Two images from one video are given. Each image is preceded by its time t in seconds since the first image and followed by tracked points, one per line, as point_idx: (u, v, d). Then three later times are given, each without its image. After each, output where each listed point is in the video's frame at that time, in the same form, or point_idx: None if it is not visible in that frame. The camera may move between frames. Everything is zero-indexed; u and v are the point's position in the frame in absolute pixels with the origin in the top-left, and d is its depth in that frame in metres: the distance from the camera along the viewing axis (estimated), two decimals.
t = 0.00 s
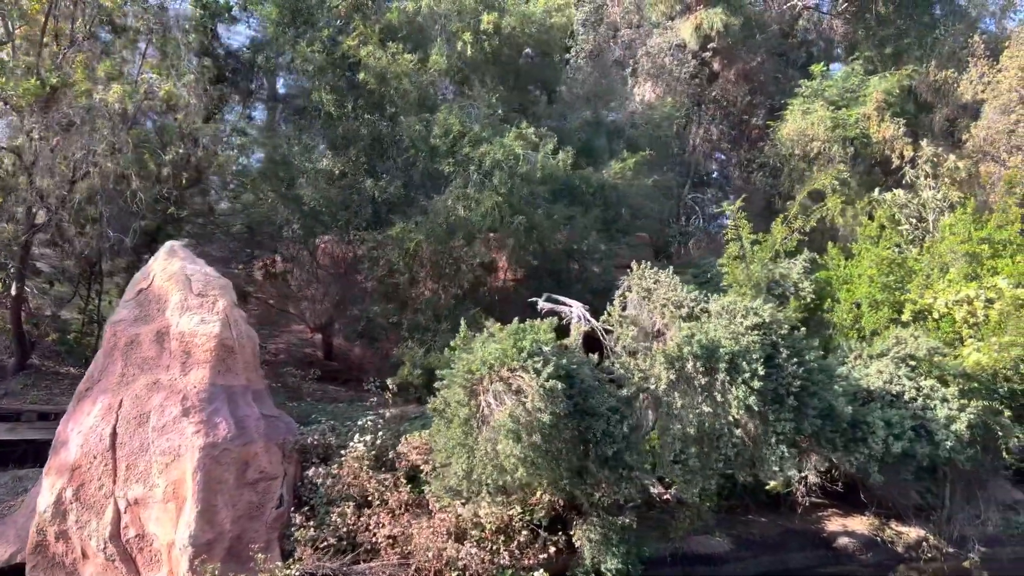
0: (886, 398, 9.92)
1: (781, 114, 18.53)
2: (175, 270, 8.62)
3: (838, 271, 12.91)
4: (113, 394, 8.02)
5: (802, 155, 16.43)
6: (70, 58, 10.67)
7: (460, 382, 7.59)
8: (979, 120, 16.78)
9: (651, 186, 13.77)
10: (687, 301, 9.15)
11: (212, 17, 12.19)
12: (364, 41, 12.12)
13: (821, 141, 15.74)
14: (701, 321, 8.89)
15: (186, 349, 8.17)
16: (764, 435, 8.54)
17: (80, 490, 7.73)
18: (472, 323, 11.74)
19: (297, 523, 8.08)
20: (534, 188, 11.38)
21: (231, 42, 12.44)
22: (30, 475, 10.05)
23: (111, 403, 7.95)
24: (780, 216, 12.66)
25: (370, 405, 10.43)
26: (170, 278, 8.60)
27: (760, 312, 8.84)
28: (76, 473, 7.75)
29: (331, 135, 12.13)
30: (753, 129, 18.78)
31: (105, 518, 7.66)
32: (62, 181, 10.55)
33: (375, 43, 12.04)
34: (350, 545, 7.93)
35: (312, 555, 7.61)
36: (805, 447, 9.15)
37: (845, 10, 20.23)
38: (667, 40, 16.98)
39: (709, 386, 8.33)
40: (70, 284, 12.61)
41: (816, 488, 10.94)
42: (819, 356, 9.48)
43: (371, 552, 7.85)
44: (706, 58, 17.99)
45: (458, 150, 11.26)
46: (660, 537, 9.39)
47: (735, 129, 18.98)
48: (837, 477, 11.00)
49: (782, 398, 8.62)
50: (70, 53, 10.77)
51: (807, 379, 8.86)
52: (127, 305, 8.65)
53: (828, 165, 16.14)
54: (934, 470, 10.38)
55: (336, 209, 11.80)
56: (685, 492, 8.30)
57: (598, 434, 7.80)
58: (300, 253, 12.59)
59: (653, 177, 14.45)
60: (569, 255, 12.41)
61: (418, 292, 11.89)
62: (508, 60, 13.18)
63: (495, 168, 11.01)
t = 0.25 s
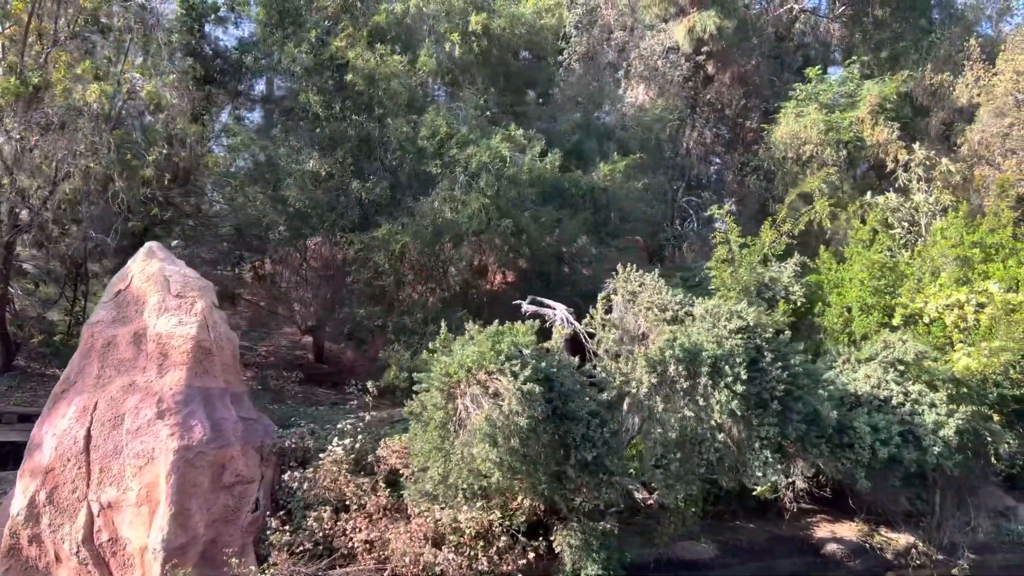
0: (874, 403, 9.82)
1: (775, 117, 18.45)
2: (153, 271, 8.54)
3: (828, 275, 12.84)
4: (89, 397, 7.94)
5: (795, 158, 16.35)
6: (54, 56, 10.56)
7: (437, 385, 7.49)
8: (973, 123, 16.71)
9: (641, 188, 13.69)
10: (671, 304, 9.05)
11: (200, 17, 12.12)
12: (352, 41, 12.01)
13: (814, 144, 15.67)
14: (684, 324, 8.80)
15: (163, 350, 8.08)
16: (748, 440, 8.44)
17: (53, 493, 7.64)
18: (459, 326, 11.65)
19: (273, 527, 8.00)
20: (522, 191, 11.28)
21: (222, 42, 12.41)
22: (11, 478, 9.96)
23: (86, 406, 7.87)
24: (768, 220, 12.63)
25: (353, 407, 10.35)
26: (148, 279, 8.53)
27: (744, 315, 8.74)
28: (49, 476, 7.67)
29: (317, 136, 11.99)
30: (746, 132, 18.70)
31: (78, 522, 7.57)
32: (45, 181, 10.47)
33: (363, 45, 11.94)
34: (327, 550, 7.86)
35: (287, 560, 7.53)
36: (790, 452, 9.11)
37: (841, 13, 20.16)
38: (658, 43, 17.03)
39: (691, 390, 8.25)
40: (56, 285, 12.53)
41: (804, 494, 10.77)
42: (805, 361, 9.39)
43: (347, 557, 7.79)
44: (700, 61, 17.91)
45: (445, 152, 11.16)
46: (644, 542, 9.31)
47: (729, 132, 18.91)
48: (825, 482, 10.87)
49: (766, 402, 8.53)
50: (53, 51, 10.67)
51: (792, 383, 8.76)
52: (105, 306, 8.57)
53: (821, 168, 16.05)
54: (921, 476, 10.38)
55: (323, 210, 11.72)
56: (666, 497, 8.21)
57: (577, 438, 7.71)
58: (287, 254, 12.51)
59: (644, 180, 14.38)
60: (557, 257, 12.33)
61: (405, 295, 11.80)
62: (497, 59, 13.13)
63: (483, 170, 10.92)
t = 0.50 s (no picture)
0: (860, 409, 9.72)
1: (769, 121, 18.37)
2: (131, 272, 8.47)
3: (818, 280, 12.79)
4: (63, 399, 7.86)
5: (789, 162, 16.27)
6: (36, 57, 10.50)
7: (414, 389, 7.38)
8: (967, 128, 16.64)
9: (631, 191, 13.61)
10: (655, 307, 9.01)
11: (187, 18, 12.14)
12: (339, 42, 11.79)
13: (806, 148, 15.60)
14: (668, 328, 8.74)
15: (139, 352, 8.00)
16: (730, 445, 8.35)
17: (25, 496, 7.56)
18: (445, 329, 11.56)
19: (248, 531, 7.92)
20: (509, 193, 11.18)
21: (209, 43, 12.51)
22: None
23: (60, 408, 7.79)
24: (756, 224, 12.66)
25: (335, 410, 10.23)
26: (126, 280, 8.46)
27: (728, 319, 8.65)
28: (21, 479, 7.58)
29: (302, 138, 11.74)
30: (740, 135, 18.62)
31: (51, 525, 7.49)
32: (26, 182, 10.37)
33: (350, 46, 11.86)
34: (302, 555, 7.76)
35: (260, 565, 7.45)
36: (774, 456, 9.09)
37: (837, 17, 20.06)
38: (649, 47, 17.01)
39: (673, 394, 8.20)
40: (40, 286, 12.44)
41: (790, 501, 10.63)
42: (790, 366, 9.31)
43: (323, 562, 7.71)
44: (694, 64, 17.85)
45: (432, 154, 11.07)
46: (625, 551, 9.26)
47: (723, 136, 18.82)
48: (811, 488, 10.71)
49: (748, 407, 8.46)
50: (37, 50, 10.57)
51: (776, 389, 8.69)
52: (83, 308, 8.50)
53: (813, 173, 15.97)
54: (908, 483, 10.33)
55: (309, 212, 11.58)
56: (647, 502, 8.10)
57: (556, 443, 7.59)
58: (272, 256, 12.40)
59: (634, 183, 14.30)
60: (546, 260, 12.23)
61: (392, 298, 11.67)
62: (485, 59, 12.99)
63: (469, 172, 10.84)
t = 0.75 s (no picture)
0: (846, 416, 9.63)
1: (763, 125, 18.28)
2: (108, 273, 8.39)
3: (809, 285, 12.69)
4: (36, 401, 7.76)
5: (782, 167, 16.19)
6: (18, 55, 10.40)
7: (390, 393, 7.26)
8: (960, 134, 16.55)
9: (620, 195, 13.53)
10: (638, 312, 8.98)
11: (172, 19, 11.81)
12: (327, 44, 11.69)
13: (799, 153, 15.53)
14: (651, 332, 8.70)
15: (114, 355, 7.92)
16: (712, 451, 8.26)
17: None
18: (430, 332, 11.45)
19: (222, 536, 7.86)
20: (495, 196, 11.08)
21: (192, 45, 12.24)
22: None
23: (33, 410, 7.69)
24: (743, 229, 12.68)
25: (316, 414, 10.12)
26: (103, 281, 8.38)
27: (711, 323, 8.59)
28: None
29: (288, 139, 11.55)
30: (734, 140, 18.51)
31: (21, 529, 7.41)
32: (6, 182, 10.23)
33: (337, 48, 11.72)
34: (276, 560, 7.69)
35: (233, 570, 7.42)
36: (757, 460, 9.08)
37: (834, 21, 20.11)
38: (642, 50, 16.93)
39: (654, 399, 8.12)
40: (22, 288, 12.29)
41: (777, 508, 10.53)
42: (774, 371, 9.22)
43: (298, 568, 7.64)
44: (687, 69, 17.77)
45: (417, 156, 10.94)
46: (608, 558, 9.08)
47: (716, 141, 18.70)
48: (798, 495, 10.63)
49: (731, 413, 8.39)
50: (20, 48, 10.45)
51: (759, 394, 8.61)
52: (59, 309, 8.41)
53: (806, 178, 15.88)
54: (897, 490, 10.18)
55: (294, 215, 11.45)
56: (626, 509, 8.03)
57: (535, 448, 7.46)
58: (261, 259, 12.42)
59: (624, 187, 14.20)
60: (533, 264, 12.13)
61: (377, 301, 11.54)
62: (474, 61, 13.07)
63: (454, 174, 10.71)
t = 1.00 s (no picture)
0: (831, 423, 9.53)
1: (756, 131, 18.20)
2: (86, 275, 8.32)
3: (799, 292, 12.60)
4: (10, 403, 7.69)
5: (774, 173, 16.12)
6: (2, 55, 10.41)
7: (365, 398, 7.18)
8: (954, 140, 16.48)
9: (610, 200, 13.46)
10: (621, 316, 8.91)
11: (159, 21, 11.78)
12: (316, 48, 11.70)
13: (790, 158, 15.49)
14: (634, 337, 8.65)
15: (89, 357, 7.84)
16: (693, 458, 8.17)
17: None
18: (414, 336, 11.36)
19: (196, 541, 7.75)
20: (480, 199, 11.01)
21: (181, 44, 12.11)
22: None
23: (6, 413, 7.63)
24: (731, 235, 12.66)
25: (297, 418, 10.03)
26: (80, 283, 8.31)
27: (694, 328, 8.52)
28: None
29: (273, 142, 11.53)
30: (727, 146, 18.43)
31: None
32: None
33: (324, 51, 11.68)
34: (251, 565, 7.60)
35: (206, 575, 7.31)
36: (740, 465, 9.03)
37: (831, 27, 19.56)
38: (634, 55, 16.97)
39: (635, 405, 8.06)
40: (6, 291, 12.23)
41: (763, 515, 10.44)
42: (759, 378, 9.14)
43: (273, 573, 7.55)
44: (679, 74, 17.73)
45: (402, 159, 10.83)
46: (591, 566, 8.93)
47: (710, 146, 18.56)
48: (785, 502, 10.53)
49: (713, 419, 8.29)
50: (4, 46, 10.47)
51: (742, 400, 8.52)
52: (36, 311, 8.34)
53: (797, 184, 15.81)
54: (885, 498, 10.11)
55: (278, 217, 11.39)
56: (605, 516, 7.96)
57: (513, 454, 7.35)
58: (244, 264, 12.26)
59: (615, 191, 14.12)
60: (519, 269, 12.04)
61: (362, 305, 11.48)
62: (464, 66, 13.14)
63: (440, 178, 10.57)
